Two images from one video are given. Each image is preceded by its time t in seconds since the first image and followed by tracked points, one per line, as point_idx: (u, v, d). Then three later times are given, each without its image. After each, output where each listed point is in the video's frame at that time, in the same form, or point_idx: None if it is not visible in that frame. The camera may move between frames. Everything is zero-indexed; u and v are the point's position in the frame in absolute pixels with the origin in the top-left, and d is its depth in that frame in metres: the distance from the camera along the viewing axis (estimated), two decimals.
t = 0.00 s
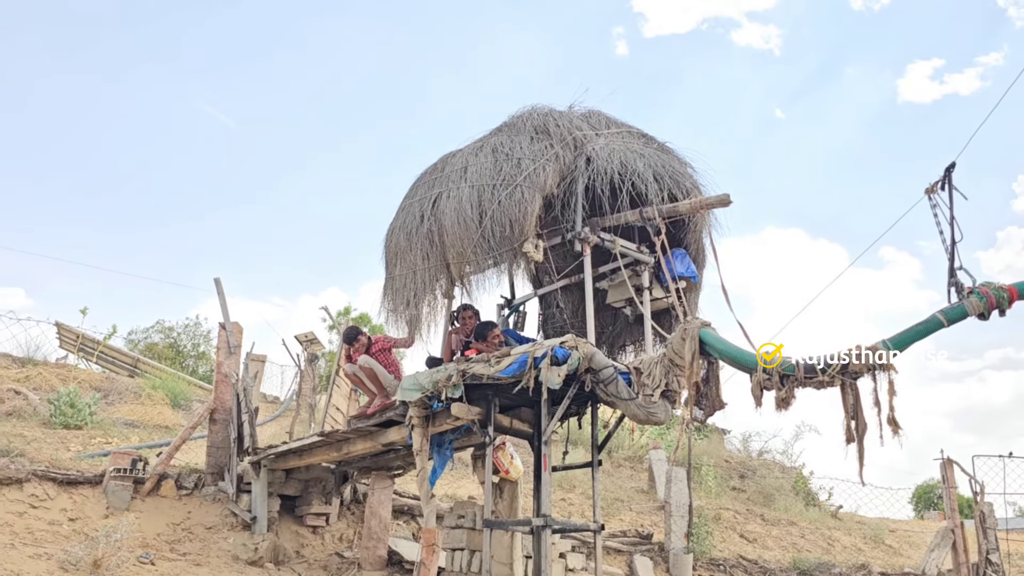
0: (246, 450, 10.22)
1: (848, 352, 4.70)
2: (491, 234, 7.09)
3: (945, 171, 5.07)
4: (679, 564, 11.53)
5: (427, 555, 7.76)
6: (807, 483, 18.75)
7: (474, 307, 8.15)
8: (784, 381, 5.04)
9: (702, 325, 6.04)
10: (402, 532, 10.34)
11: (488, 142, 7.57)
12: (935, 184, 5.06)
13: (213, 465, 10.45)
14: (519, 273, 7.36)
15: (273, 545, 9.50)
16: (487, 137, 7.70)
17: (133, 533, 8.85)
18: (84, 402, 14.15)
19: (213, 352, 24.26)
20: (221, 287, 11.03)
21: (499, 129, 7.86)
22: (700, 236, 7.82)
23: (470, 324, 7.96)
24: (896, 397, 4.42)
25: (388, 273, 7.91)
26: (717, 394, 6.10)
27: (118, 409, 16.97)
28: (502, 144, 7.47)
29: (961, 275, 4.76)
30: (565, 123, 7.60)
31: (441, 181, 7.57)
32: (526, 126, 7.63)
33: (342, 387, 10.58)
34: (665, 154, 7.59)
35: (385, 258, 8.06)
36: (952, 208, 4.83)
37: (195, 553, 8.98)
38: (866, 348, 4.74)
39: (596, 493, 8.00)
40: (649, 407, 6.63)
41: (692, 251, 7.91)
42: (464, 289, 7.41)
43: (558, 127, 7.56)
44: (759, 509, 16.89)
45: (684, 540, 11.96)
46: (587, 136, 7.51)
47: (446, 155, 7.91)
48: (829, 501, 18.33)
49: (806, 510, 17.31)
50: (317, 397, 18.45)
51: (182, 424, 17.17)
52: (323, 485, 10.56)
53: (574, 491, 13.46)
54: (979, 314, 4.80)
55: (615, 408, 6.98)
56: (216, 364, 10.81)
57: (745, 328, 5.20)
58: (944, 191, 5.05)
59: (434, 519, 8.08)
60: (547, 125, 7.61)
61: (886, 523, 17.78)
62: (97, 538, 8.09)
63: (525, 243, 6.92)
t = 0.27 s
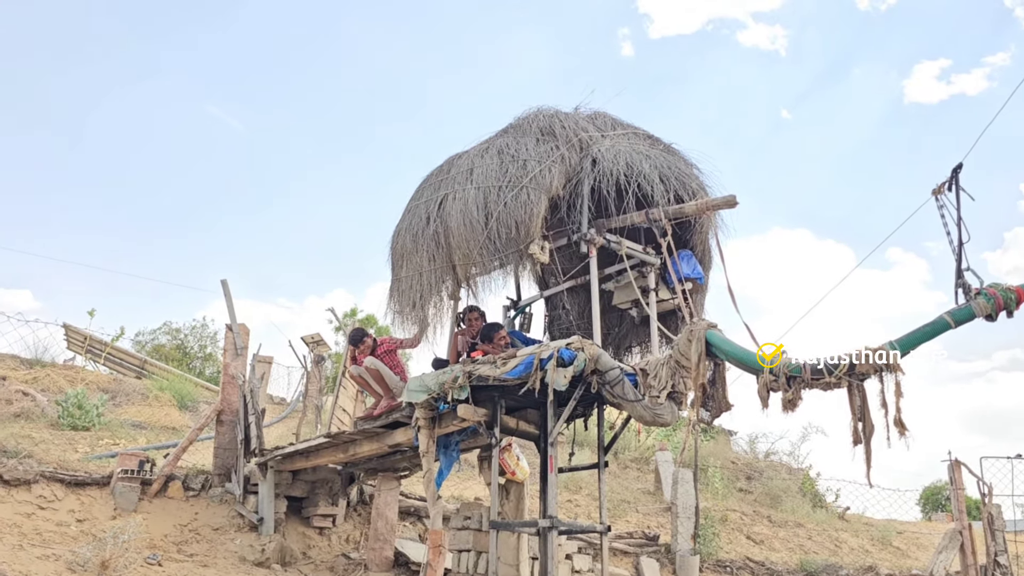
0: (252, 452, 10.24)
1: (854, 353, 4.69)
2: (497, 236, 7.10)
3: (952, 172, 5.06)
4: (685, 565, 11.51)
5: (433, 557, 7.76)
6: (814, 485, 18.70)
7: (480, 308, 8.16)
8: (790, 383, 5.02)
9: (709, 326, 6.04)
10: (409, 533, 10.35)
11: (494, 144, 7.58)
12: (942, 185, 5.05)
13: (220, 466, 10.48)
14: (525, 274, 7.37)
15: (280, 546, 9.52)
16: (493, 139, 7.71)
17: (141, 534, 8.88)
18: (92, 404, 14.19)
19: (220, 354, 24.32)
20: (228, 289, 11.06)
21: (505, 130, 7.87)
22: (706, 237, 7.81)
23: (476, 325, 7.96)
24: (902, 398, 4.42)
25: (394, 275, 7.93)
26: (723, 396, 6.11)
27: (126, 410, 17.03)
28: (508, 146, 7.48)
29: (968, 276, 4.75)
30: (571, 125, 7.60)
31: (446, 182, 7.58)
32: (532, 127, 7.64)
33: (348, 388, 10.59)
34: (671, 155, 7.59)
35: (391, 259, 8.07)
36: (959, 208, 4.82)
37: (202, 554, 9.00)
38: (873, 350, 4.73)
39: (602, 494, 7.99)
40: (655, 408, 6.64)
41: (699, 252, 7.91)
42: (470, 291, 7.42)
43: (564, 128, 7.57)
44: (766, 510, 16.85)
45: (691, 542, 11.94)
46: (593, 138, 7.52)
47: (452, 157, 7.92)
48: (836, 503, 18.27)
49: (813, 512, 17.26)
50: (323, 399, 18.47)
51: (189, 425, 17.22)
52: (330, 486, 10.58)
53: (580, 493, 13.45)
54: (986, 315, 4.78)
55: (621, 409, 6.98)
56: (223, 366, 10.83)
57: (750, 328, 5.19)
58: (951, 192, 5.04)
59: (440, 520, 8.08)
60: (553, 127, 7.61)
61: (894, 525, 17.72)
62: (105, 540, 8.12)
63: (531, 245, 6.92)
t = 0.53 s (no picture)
0: (259, 452, 10.27)
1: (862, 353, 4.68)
2: (503, 236, 7.10)
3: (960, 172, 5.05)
4: (692, 566, 11.49)
5: (440, 557, 7.76)
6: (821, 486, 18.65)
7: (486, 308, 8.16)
8: (798, 383, 5.00)
9: (715, 326, 6.04)
10: (415, 533, 10.36)
11: (500, 144, 7.58)
12: (950, 185, 5.04)
13: (227, 466, 10.50)
14: (531, 275, 7.36)
15: (287, 546, 9.54)
16: (499, 139, 7.71)
17: (148, 534, 8.91)
18: (99, 404, 14.23)
19: (226, 354, 24.37)
20: (235, 289, 11.09)
21: (511, 130, 7.87)
22: (713, 237, 7.80)
23: (483, 326, 7.96)
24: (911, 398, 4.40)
25: (401, 275, 7.93)
26: (730, 397, 6.11)
27: (133, 410, 17.08)
28: (514, 146, 7.48)
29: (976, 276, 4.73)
30: (577, 125, 7.60)
31: (453, 183, 7.59)
32: (538, 128, 7.64)
33: (354, 389, 10.61)
34: (678, 155, 7.58)
35: (398, 260, 8.08)
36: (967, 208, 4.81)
37: (210, 554, 9.02)
38: (881, 350, 4.71)
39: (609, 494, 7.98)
40: (662, 409, 6.65)
41: (705, 253, 7.89)
42: (477, 291, 7.42)
43: (570, 128, 7.56)
44: (772, 511, 16.82)
45: (698, 542, 11.93)
46: (599, 138, 7.51)
47: (458, 157, 7.93)
48: (843, 504, 18.22)
49: (820, 512, 17.21)
50: (329, 399, 18.50)
51: (196, 425, 17.25)
52: (336, 486, 10.59)
53: (586, 493, 13.44)
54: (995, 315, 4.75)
55: (628, 409, 6.98)
56: (230, 366, 10.86)
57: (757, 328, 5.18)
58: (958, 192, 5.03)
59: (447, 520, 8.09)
60: (559, 127, 7.61)
61: (901, 526, 17.66)
62: (113, 539, 8.14)
63: (538, 245, 6.92)
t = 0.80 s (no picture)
0: (264, 451, 10.28)
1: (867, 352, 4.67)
2: (509, 235, 7.10)
3: (967, 171, 5.05)
4: (696, 565, 11.47)
5: (445, 556, 7.76)
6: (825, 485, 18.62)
7: (491, 307, 8.15)
8: (803, 382, 4.99)
9: (721, 325, 6.03)
10: (420, 532, 10.37)
11: (506, 143, 7.58)
12: (956, 183, 5.04)
13: (233, 465, 10.51)
14: (536, 273, 7.36)
15: (292, 544, 9.55)
16: (504, 138, 7.71)
17: (154, 532, 8.93)
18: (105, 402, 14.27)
19: (231, 353, 24.41)
20: (240, 288, 11.10)
21: (516, 129, 7.86)
22: (718, 236, 7.79)
23: (487, 324, 7.96)
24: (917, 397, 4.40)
25: (405, 274, 7.94)
26: (735, 395, 6.11)
27: (138, 409, 17.12)
28: (519, 145, 7.47)
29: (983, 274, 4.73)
30: (582, 124, 7.60)
31: (458, 181, 7.59)
32: (543, 126, 7.64)
33: (359, 388, 10.62)
34: (683, 154, 7.57)
35: (403, 259, 8.08)
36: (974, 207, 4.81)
37: (215, 553, 9.04)
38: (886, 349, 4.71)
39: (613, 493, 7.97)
40: (667, 408, 6.61)
41: (710, 251, 7.89)
42: (482, 290, 7.42)
43: (575, 127, 7.56)
44: (777, 510, 16.80)
45: (702, 541, 11.93)
46: (604, 137, 7.51)
47: (463, 156, 7.93)
48: (848, 503, 18.19)
49: (825, 512, 17.18)
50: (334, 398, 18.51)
51: (200, 424, 17.28)
52: (341, 485, 10.61)
53: (591, 492, 13.44)
54: (1002, 313, 4.74)
55: (633, 409, 6.95)
56: (235, 365, 10.86)
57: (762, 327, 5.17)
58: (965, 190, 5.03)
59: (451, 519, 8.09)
60: (564, 126, 7.61)
61: (906, 525, 17.63)
62: (118, 537, 8.16)
63: (543, 244, 6.92)
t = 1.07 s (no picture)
0: (268, 449, 10.30)
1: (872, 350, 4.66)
2: (513, 234, 7.09)
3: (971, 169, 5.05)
4: (700, 565, 11.47)
5: (449, 554, 7.77)
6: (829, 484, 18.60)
7: (495, 306, 8.16)
8: (808, 381, 4.98)
9: (725, 324, 6.03)
10: (423, 531, 10.38)
11: (510, 142, 7.58)
12: (962, 182, 5.04)
13: (237, 463, 10.53)
14: (540, 272, 7.36)
15: (296, 543, 9.57)
16: (508, 137, 7.70)
17: (158, 530, 8.95)
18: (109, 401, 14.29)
19: (234, 352, 24.43)
20: (244, 286, 11.12)
21: (520, 128, 7.86)
22: (722, 234, 7.78)
23: (491, 323, 7.96)
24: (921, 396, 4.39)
25: (410, 273, 7.94)
26: (739, 394, 6.14)
27: (142, 407, 17.15)
28: (523, 144, 7.47)
29: (988, 273, 4.72)
30: (586, 122, 7.59)
31: (462, 180, 7.59)
32: (547, 125, 7.64)
33: (363, 386, 10.63)
34: (687, 153, 7.57)
35: (407, 258, 8.09)
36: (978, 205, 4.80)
37: (219, 551, 9.06)
38: (890, 348, 4.71)
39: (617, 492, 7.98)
40: (671, 407, 6.55)
41: (715, 250, 7.88)
42: (486, 289, 7.42)
43: (579, 126, 7.56)
44: (781, 509, 16.78)
45: (706, 541, 11.92)
46: (608, 135, 7.50)
47: (467, 155, 7.93)
48: (851, 502, 18.17)
49: (829, 511, 17.16)
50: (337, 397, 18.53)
51: (204, 422, 17.30)
52: (345, 484, 10.62)
53: (594, 491, 13.45)
54: (1007, 312, 4.73)
55: (637, 408, 6.91)
56: (239, 363, 10.86)
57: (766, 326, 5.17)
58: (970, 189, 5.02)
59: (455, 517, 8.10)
60: (568, 124, 7.61)
61: (910, 524, 17.60)
62: (123, 535, 8.18)
63: (547, 243, 6.91)
